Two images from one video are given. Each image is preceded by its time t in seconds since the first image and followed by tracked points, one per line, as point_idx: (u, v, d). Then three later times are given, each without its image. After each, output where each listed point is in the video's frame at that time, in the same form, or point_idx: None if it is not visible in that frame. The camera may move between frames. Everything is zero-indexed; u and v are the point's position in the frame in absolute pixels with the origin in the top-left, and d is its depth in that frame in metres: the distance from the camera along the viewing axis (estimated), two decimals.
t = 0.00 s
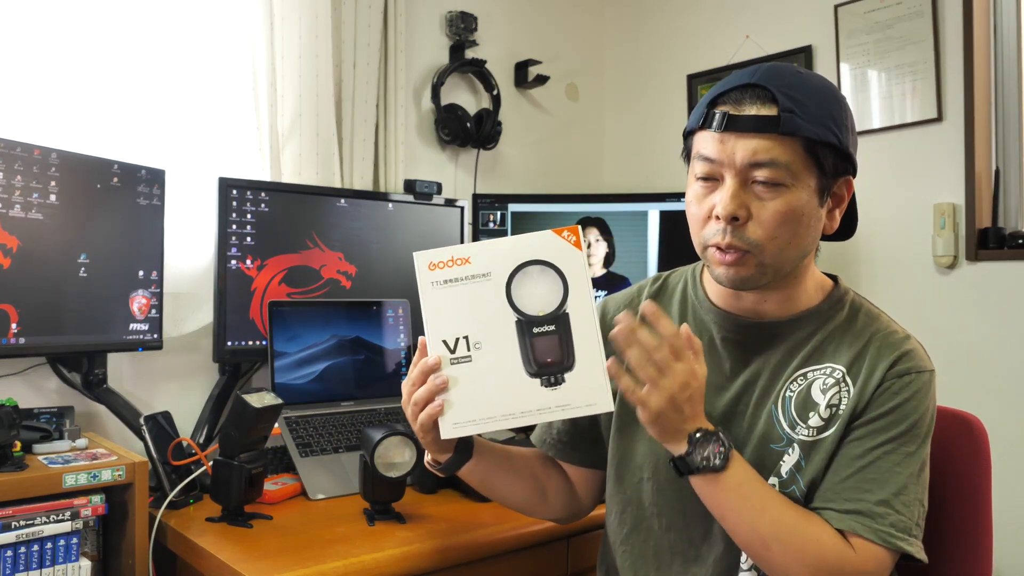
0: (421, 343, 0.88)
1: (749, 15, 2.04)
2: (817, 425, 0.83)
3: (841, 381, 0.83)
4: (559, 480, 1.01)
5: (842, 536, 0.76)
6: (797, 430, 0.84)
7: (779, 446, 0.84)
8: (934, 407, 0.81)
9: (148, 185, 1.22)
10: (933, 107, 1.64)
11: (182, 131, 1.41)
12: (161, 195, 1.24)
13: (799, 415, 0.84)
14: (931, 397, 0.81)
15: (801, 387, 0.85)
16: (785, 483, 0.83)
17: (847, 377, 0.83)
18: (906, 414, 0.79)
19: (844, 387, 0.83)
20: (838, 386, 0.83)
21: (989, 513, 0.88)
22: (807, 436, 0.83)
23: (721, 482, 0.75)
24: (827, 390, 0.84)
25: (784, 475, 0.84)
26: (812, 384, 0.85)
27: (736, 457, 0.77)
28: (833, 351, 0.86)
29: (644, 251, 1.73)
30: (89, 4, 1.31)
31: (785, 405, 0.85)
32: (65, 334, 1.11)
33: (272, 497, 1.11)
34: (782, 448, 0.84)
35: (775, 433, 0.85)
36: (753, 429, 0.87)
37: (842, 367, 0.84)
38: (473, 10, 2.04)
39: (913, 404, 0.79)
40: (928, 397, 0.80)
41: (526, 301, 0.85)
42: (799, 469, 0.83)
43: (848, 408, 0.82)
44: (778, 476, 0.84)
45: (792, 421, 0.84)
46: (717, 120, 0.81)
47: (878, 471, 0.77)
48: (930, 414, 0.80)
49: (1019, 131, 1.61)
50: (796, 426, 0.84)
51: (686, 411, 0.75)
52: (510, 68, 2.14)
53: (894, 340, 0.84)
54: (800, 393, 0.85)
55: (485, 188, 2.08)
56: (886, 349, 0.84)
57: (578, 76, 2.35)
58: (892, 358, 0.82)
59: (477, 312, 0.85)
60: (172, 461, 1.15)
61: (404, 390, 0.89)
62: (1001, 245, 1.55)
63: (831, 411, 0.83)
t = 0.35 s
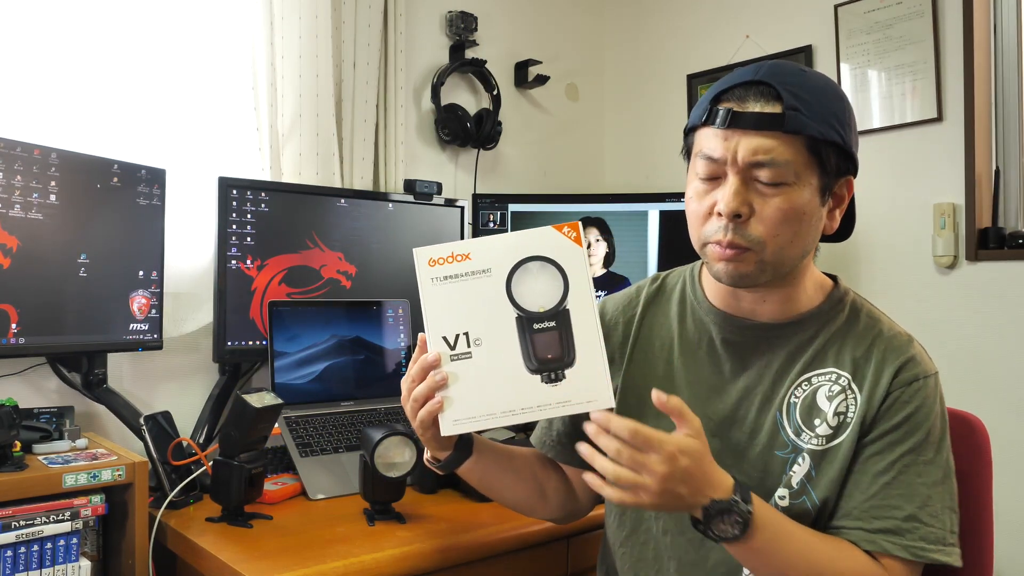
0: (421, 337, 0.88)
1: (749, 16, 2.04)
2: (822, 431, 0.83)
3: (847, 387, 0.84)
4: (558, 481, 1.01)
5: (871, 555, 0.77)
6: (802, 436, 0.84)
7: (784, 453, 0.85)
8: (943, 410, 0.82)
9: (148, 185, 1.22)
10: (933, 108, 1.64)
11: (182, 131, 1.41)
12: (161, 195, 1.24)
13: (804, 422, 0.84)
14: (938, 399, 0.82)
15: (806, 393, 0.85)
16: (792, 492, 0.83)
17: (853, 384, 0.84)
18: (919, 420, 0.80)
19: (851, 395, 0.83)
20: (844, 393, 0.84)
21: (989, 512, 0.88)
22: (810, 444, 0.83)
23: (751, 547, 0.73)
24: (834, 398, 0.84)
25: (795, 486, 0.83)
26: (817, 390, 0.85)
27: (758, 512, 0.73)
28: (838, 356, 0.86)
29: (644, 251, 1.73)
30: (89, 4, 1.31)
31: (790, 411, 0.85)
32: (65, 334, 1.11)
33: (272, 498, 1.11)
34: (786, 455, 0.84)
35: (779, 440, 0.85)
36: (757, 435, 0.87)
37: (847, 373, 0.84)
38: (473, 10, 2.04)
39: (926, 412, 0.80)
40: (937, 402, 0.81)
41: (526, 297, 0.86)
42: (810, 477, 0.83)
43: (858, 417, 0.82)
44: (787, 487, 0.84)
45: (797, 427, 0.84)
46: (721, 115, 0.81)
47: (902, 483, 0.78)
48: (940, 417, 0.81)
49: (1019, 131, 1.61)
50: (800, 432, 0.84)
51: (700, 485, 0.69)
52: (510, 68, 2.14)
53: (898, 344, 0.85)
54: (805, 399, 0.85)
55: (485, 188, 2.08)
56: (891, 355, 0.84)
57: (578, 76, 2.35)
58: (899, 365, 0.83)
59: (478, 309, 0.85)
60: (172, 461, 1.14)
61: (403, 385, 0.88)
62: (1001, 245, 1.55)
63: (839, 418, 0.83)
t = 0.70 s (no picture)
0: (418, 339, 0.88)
1: (749, 15, 2.04)
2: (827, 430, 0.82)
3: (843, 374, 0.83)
4: (551, 485, 1.00)
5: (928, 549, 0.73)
6: (806, 429, 0.83)
7: (789, 448, 0.84)
8: (943, 372, 0.80)
9: (148, 185, 1.22)
10: (933, 107, 1.64)
11: (182, 131, 1.41)
12: (161, 195, 1.24)
13: (807, 416, 0.84)
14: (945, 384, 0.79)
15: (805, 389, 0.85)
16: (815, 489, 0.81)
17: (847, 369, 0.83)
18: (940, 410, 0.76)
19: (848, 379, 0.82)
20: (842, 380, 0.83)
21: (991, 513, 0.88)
22: (815, 438, 0.83)
23: (893, 465, 0.65)
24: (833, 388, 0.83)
25: (818, 484, 0.81)
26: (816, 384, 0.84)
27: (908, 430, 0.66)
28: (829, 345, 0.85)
29: (644, 251, 1.73)
30: (89, 4, 1.31)
31: (791, 406, 0.85)
32: (65, 334, 1.11)
33: (272, 497, 1.11)
34: (791, 449, 0.84)
35: (782, 435, 0.85)
36: (761, 432, 0.86)
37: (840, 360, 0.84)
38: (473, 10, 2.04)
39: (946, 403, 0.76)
40: (949, 389, 0.78)
41: (523, 303, 0.86)
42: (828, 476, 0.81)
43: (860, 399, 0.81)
44: (812, 486, 0.82)
45: (800, 422, 0.84)
46: (698, 123, 0.82)
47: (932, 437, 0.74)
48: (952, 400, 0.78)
49: (1019, 131, 1.61)
50: (804, 427, 0.84)
51: (848, 370, 0.63)
52: (510, 68, 2.14)
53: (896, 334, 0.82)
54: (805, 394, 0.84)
55: (485, 188, 2.08)
56: (893, 349, 0.80)
57: (578, 76, 2.35)
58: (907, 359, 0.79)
59: (470, 312, 0.86)
60: (172, 461, 1.14)
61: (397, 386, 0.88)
62: (1001, 245, 1.55)
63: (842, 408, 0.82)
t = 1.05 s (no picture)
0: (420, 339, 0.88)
1: (749, 16, 2.04)
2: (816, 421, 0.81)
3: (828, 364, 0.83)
4: (546, 486, 1.00)
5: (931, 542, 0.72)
6: (795, 422, 0.83)
7: (780, 441, 0.84)
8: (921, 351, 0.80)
9: (148, 185, 1.22)
10: (933, 107, 1.64)
11: (182, 131, 1.41)
12: (161, 195, 1.24)
13: (797, 409, 0.83)
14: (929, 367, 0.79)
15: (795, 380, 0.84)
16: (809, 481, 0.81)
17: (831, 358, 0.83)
18: (925, 393, 0.76)
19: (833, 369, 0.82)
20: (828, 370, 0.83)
21: (989, 513, 0.89)
22: (806, 430, 0.82)
23: (849, 397, 0.66)
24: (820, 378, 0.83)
25: (812, 475, 0.81)
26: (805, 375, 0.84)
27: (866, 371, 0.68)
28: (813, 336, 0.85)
29: (644, 251, 1.73)
30: (90, 4, 1.31)
31: (781, 400, 0.84)
32: (66, 334, 1.11)
33: (271, 498, 1.11)
34: (781, 442, 0.83)
35: (774, 429, 0.84)
36: (751, 429, 0.86)
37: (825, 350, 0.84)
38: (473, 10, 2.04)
39: (931, 387, 0.76)
40: (933, 373, 0.78)
41: (527, 305, 0.86)
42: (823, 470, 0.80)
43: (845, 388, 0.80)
44: (806, 477, 0.81)
45: (791, 415, 0.83)
46: (695, 131, 0.81)
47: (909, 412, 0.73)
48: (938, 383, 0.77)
49: (1019, 131, 1.61)
50: (794, 419, 0.83)
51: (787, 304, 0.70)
52: (510, 68, 2.14)
53: (879, 324, 0.82)
54: (794, 385, 0.84)
55: (485, 188, 2.08)
56: (877, 339, 0.80)
57: (578, 76, 2.35)
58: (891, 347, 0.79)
59: (474, 310, 0.86)
60: (172, 461, 1.14)
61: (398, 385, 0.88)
62: (1001, 245, 1.55)
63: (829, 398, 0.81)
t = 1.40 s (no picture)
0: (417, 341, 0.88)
1: (749, 16, 2.04)
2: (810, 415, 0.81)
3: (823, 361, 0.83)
4: (544, 490, 1.01)
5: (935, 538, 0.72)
6: (790, 416, 0.83)
7: (775, 436, 0.84)
8: (912, 340, 0.80)
9: (148, 185, 1.22)
10: (933, 107, 1.64)
11: (182, 131, 1.41)
12: (161, 194, 1.24)
13: (791, 404, 0.83)
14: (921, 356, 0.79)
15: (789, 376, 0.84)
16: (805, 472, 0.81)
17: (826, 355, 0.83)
18: (917, 380, 0.75)
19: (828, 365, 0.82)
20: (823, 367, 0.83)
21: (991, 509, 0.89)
22: (800, 424, 0.82)
23: (834, 381, 0.66)
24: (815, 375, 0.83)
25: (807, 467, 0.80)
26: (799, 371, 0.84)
27: (850, 355, 0.68)
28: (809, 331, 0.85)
29: (644, 251, 1.73)
30: (90, 4, 1.31)
31: (775, 394, 0.85)
32: (66, 334, 1.11)
33: (272, 498, 1.11)
34: (777, 437, 0.84)
35: (769, 424, 0.84)
36: (747, 424, 0.86)
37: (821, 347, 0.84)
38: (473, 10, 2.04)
39: (922, 374, 0.75)
40: (924, 363, 0.78)
41: (525, 307, 0.86)
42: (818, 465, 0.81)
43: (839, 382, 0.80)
44: (802, 470, 0.81)
45: (785, 409, 0.83)
46: (681, 124, 0.81)
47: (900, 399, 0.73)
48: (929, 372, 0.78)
49: (1019, 131, 1.61)
50: (789, 414, 0.83)
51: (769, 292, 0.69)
52: (510, 68, 2.14)
53: (870, 316, 0.82)
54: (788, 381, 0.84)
55: (485, 188, 2.08)
56: (867, 330, 0.81)
57: (578, 76, 2.35)
58: (882, 338, 0.79)
59: (471, 311, 0.86)
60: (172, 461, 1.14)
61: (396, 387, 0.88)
62: (1001, 245, 1.55)
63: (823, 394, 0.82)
